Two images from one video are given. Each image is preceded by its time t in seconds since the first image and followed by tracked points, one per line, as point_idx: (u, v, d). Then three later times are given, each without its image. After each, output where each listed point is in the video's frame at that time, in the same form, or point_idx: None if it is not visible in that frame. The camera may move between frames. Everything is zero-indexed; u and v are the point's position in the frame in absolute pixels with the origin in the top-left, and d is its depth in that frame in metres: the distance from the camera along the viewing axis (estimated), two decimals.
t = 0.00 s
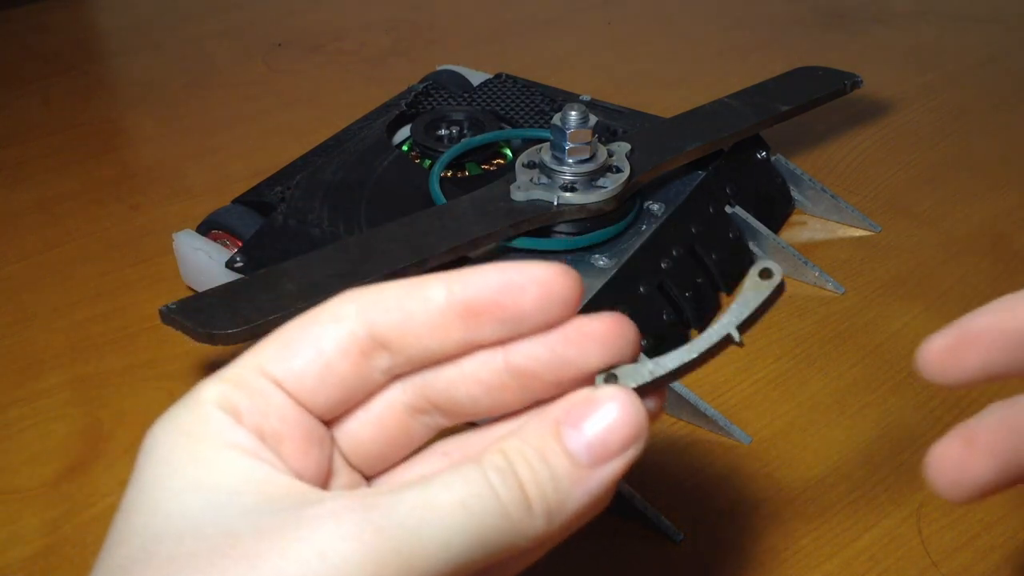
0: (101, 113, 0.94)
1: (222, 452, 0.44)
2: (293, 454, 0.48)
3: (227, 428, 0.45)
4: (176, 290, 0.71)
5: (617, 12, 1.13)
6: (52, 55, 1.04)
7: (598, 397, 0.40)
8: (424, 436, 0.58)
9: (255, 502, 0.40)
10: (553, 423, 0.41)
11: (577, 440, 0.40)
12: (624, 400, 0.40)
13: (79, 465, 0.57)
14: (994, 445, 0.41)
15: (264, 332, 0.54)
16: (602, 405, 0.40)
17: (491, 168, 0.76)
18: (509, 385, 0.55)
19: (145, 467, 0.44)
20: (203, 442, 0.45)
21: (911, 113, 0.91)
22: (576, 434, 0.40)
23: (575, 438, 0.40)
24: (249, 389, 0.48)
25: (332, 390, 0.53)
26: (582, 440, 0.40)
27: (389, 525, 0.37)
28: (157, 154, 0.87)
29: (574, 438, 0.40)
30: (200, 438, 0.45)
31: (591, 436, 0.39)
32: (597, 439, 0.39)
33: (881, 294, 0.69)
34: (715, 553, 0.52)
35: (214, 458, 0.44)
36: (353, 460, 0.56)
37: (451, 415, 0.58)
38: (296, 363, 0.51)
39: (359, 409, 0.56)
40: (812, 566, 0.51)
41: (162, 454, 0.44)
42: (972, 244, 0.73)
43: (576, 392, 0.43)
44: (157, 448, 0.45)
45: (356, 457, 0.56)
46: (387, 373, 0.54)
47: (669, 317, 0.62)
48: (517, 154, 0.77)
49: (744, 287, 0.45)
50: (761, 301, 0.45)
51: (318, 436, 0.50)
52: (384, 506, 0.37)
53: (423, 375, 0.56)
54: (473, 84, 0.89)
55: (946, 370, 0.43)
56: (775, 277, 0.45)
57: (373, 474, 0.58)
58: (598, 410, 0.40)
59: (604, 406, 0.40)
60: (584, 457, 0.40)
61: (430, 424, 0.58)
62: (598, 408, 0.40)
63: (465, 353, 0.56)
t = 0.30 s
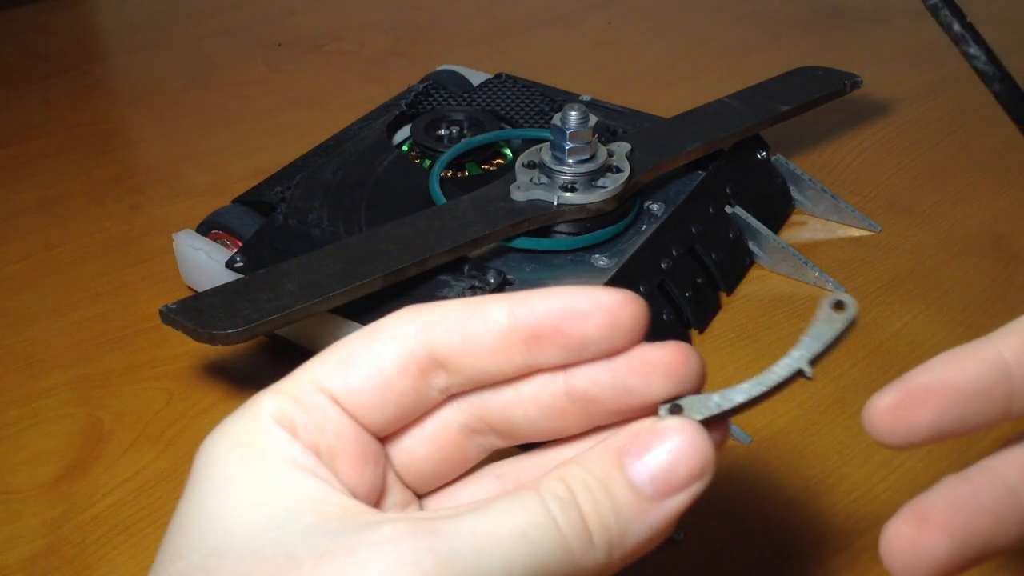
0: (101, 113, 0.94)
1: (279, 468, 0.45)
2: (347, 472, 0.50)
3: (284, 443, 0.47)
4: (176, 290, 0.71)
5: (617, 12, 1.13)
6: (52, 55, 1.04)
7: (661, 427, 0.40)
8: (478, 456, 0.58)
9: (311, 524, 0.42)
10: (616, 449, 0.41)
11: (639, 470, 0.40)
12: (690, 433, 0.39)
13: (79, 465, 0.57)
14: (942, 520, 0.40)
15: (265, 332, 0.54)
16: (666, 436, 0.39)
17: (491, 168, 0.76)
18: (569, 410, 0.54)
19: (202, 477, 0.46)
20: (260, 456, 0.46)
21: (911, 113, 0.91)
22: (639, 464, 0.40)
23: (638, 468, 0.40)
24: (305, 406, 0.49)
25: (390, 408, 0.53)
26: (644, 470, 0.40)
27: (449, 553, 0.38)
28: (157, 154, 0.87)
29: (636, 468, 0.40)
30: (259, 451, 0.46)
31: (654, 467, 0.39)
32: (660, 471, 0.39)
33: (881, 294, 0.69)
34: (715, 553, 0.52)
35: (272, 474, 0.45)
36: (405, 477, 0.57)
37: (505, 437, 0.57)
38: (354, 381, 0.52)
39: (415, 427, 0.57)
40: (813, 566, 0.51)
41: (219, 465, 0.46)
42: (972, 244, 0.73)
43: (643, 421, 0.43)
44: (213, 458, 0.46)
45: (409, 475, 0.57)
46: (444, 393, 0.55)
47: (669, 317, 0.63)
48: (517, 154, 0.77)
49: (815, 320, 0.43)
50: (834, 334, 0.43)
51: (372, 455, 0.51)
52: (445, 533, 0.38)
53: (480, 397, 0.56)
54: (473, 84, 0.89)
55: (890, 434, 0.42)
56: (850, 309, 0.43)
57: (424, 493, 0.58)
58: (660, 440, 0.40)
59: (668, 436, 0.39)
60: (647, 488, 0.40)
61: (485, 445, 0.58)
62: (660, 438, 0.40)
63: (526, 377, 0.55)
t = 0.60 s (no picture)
0: (101, 113, 0.94)
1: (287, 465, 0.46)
2: (357, 469, 0.50)
3: (287, 443, 0.47)
4: (176, 290, 0.71)
5: (617, 11, 1.13)
6: (52, 56, 1.04)
7: (661, 408, 0.41)
8: (490, 448, 0.58)
9: (314, 519, 0.42)
10: (617, 431, 0.42)
11: (645, 451, 0.41)
12: (690, 408, 0.41)
13: (78, 466, 0.57)
14: (849, 461, 0.47)
15: (265, 332, 0.54)
16: (666, 416, 0.41)
17: (491, 168, 0.76)
18: (578, 398, 0.55)
19: (207, 482, 0.46)
20: (265, 456, 0.46)
21: (911, 113, 0.91)
22: (643, 444, 0.41)
23: (643, 448, 0.41)
24: (311, 403, 0.50)
25: (401, 402, 0.53)
26: (650, 450, 0.41)
27: (447, 541, 0.38)
28: (157, 154, 0.87)
29: (641, 449, 0.41)
30: (264, 452, 0.46)
31: (659, 447, 0.41)
32: (667, 450, 0.41)
33: (881, 294, 0.69)
34: (715, 553, 0.52)
35: (279, 473, 0.45)
36: (415, 473, 0.57)
37: (516, 429, 0.57)
38: (363, 375, 0.52)
39: (426, 420, 0.57)
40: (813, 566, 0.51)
41: (226, 468, 0.46)
42: (973, 244, 0.73)
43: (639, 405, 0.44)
44: (220, 460, 0.47)
45: (418, 470, 0.57)
46: (455, 384, 0.55)
47: (669, 317, 0.63)
48: (517, 154, 0.77)
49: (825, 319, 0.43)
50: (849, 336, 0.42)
51: (382, 448, 0.52)
52: (440, 520, 0.38)
53: (490, 388, 0.56)
54: (473, 84, 0.89)
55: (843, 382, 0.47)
56: (862, 310, 0.42)
57: (433, 488, 0.58)
58: (660, 419, 0.41)
59: (668, 416, 0.41)
60: (655, 467, 0.41)
61: (496, 437, 0.58)
62: (660, 417, 0.41)
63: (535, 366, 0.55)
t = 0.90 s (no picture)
0: (101, 113, 0.94)
1: (297, 476, 0.45)
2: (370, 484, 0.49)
3: (300, 455, 0.47)
4: (176, 290, 0.71)
5: (617, 11, 1.13)
6: (53, 55, 1.04)
7: (674, 430, 0.40)
8: (503, 469, 0.58)
9: (324, 529, 0.42)
10: (629, 451, 0.41)
11: (656, 470, 0.40)
12: (703, 431, 0.40)
13: (78, 466, 0.57)
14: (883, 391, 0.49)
15: (264, 332, 0.54)
16: (679, 439, 0.40)
17: (491, 168, 0.76)
18: (591, 422, 0.54)
19: (218, 491, 0.46)
20: (274, 466, 0.46)
21: (911, 113, 0.91)
22: (654, 465, 0.40)
23: (654, 468, 0.40)
24: (327, 415, 0.49)
25: (417, 419, 0.53)
26: (662, 471, 0.40)
27: (454, 556, 0.38)
28: (157, 154, 0.87)
29: (652, 468, 0.40)
30: (274, 462, 0.46)
31: (671, 469, 0.39)
32: (679, 471, 0.39)
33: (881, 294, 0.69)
34: (715, 553, 0.52)
35: (289, 485, 0.45)
36: (427, 491, 0.56)
37: (529, 451, 0.57)
38: (380, 391, 0.51)
39: (441, 438, 0.57)
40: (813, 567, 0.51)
41: (238, 477, 0.46)
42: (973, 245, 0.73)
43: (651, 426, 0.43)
44: (232, 469, 0.46)
45: (431, 489, 0.56)
46: (471, 404, 0.55)
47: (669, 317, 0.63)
48: (517, 154, 0.77)
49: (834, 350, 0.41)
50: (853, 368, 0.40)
51: (396, 464, 0.51)
52: (452, 535, 0.38)
53: (505, 408, 0.56)
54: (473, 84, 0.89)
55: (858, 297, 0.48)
56: (871, 341, 0.40)
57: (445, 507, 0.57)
58: (671, 440, 0.40)
59: (680, 438, 0.40)
60: (666, 489, 0.40)
61: (509, 458, 0.57)
62: (671, 439, 0.40)
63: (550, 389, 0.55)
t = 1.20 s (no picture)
0: (102, 113, 0.94)
1: (333, 478, 0.45)
2: (398, 494, 0.49)
3: (334, 459, 0.46)
4: (175, 290, 0.71)
5: (617, 11, 1.13)
6: (53, 56, 1.04)
7: (722, 476, 0.42)
8: (533, 488, 0.57)
9: (364, 538, 0.42)
10: (671, 490, 0.42)
11: (698, 513, 0.41)
12: (749, 478, 0.42)
13: (78, 466, 0.57)
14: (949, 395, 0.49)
15: (265, 333, 0.54)
16: (726, 485, 0.41)
17: (491, 168, 0.76)
18: (629, 450, 0.54)
19: (246, 490, 0.45)
20: (307, 468, 0.45)
21: (911, 113, 0.91)
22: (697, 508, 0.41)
23: (696, 511, 0.41)
24: (363, 421, 0.49)
25: (453, 431, 0.52)
26: (704, 514, 0.41)
27: None
28: (157, 154, 0.87)
29: (694, 511, 0.41)
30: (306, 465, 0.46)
31: (714, 513, 0.41)
32: (721, 517, 0.41)
33: (881, 294, 0.69)
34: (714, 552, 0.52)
35: (319, 490, 0.44)
36: (456, 503, 0.56)
37: (564, 473, 0.56)
38: (419, 401, 0.51)
39: (474, 450, 0.56)
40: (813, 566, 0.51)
41: (269, 477, 0.45)
42: (973, 245, 0.73)
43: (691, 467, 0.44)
44: (264, 466, 0.46)
45: (460, 502, 0.56)
46: (506, 420, 0.54)
47: (669, 316, 0.63)
48: (517, 154, 0.77)
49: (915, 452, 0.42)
50: (925, 478, 0.41)
51: (428, 476, 0.51)
52: (481, 559, 0.39)
53: (543, 427, 0.56)
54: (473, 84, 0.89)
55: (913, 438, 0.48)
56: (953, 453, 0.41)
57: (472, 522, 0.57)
58: (717, 484, 0.42)
59: (727, 484, 0.42)
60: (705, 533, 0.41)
61: (542, 477, 0.57)
62: (717, 482, 0.42)
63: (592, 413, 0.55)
